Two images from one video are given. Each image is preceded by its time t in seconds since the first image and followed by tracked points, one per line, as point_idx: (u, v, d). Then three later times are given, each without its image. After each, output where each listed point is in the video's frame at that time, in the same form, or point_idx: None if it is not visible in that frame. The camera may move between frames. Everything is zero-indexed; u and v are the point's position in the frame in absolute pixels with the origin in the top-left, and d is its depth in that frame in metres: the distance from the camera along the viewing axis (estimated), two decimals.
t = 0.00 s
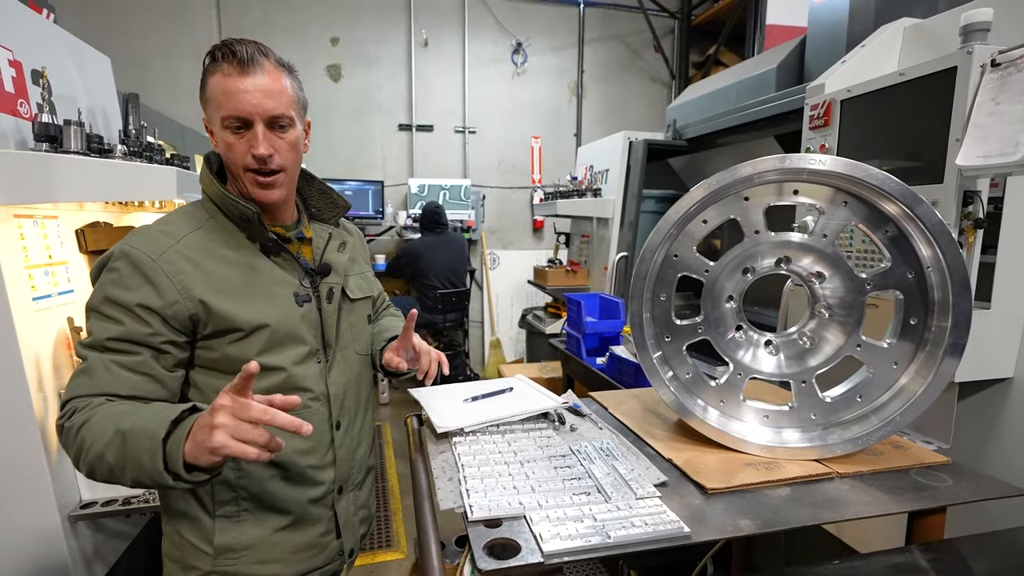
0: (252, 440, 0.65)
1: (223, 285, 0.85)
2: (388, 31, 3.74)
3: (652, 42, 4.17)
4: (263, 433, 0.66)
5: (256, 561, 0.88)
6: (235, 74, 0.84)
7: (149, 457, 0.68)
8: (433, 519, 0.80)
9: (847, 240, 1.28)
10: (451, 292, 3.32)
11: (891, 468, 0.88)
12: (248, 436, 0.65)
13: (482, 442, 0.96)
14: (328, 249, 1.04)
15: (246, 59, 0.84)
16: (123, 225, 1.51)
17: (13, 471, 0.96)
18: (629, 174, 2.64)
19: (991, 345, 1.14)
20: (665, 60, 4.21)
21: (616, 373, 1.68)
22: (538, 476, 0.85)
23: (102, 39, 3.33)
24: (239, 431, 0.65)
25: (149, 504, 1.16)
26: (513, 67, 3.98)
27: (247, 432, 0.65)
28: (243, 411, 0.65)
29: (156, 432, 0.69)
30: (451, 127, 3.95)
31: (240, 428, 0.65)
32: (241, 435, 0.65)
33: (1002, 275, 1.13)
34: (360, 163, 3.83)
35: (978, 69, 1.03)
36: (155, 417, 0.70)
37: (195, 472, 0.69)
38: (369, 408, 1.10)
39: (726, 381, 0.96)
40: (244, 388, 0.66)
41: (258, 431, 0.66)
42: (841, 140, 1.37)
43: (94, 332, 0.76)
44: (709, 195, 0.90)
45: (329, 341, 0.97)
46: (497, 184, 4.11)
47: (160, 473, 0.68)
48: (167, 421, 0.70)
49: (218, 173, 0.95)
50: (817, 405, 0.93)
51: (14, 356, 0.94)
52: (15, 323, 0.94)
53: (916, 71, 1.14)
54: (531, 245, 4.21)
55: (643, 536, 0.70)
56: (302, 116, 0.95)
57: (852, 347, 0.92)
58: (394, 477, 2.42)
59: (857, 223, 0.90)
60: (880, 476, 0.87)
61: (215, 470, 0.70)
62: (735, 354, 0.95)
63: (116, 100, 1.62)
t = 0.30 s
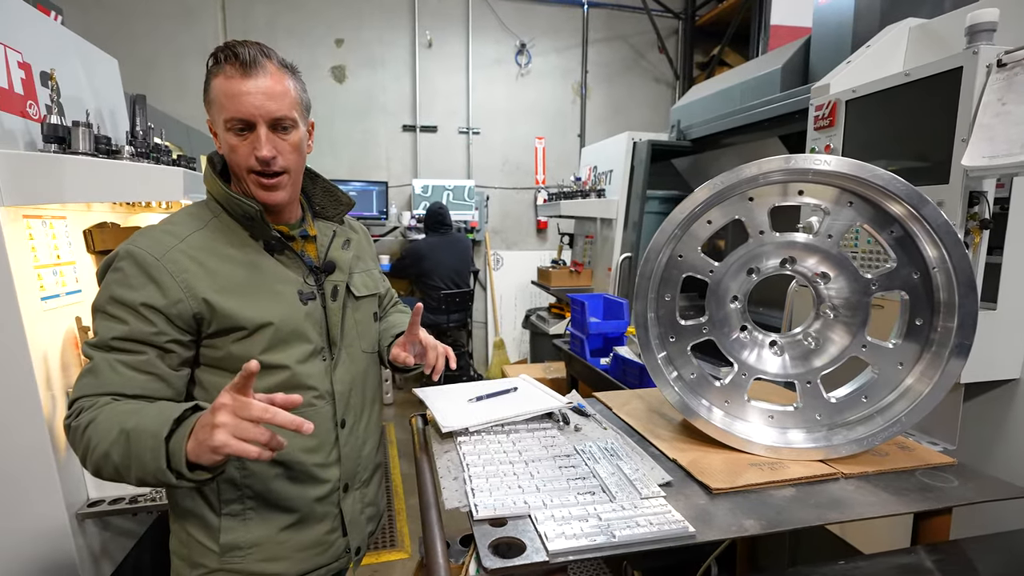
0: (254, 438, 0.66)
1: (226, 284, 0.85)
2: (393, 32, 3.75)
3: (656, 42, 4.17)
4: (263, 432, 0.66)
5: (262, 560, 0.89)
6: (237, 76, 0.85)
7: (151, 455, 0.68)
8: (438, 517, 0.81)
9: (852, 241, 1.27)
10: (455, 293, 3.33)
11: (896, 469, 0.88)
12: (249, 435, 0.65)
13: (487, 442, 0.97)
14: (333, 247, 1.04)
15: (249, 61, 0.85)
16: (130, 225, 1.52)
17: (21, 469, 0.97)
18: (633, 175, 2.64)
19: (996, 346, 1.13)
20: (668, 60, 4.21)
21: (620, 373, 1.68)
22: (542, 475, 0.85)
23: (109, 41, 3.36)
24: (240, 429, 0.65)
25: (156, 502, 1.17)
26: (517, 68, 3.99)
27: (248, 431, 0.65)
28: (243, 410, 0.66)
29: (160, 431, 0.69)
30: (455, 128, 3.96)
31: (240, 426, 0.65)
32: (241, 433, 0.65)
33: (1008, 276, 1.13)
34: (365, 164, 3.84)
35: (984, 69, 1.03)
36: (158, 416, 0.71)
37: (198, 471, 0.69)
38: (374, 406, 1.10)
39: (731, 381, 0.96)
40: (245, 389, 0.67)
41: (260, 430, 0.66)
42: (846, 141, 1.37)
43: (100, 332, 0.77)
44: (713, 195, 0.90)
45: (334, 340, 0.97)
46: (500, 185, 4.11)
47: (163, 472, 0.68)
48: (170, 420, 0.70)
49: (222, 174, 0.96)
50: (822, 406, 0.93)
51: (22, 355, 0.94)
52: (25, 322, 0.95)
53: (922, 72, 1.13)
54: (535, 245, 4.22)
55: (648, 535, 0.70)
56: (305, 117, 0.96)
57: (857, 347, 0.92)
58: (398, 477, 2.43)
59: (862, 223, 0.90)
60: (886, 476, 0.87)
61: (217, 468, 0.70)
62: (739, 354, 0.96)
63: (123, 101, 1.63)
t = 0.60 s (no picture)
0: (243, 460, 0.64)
1: (226, 287, 0.85)
2: (396, 33, 3.76)
3: (659, 43, 4.17)
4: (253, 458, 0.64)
5: (265, 560, 0.89)
6: (236, 75, 0.85)
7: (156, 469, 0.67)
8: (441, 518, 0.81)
9: (857, 240, 1.27)
10: (457, 293, 3.33)
11: (901, 470, 0.88)
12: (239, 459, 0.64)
13: (490, 442, 0.96)
14: (335, 248, 1.04)
15: (248, 60, 0.85)
16: (134, 225, 1.53)
17: (25, 468, 0.98)
18: (636, 175, 2.64)
19: (1002, 347, 1.12)
20: (672, 60, 4.20)
21: (623, 374, 1.68)
22: (545, 476, 0.85)
23: (113, 43, 3.37)
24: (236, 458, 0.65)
25: (159, 501, 1.17)
26: (520, 69, 3.99)
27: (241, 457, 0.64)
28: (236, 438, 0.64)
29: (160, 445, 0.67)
30: (458, 129, 3.96)
31: (229, 456, 0.64)
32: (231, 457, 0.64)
33: (1013, 276, 1.12)
34: (368, 165, 3.85)
35: (990, 68, 1.02)
36: (159, 430, 0.69)
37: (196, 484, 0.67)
38: (379, 408, 1.10)
39: (735, 382, 0.95)
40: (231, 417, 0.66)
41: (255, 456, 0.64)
42: (851, 141, 1.36)
43: (102, 338, 0.77)
44: (716, 195, 0.90)
45: (337, 342, 0.97)
46: (503, 185, 4.11)
47: (166, 485, 0.67)
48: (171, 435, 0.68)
49: (223, 175, 0.96)
50: (827, 407, 0.93)
51: (26, 354, 0.95)
52: (29, 322, 0.95)
53: (926, 71, 1.13)
54: (538, 246, 4.22)
55: (652, 537, 0.70)
56: (306, 116, 0.96)
57: (861, 348, 0.91)
58: (401, 477, 2.43)
59: (867, 223, 0.89)
60: (891, 478, 0.86)
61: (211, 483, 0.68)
62: (743, 355, 0.95)
63: (127, 102, 1.64)
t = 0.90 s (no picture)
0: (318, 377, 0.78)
1: (230, 286, 0.85)
2: (400, 34, 3.77)
3: (662, 43, 4.17)
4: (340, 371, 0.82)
5: (268, 560, 0.89)
6: (236, 75, 0.85)
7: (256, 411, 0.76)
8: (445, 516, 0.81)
9: (861, 241, 1.27)
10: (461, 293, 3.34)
11: (905, 472, 0.87)
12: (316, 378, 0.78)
13: (493, 442, 0.97)
14: (336, 249, 1.04)
15: (248, 60, 0.85)
16: (140, 225, 1.54)
17: (32, 466, 0.98)
18: (640, 176, 2.64)
19: (1007, 348, 1.12)
20: (675, 61, 4.20)
21: (627, 374, 1.68)
22: (548, 476, 0.85)
23: (119, 44, 3.39)
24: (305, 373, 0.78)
25: (164, 500, 1.17)
26: (523, 70, 4.00)
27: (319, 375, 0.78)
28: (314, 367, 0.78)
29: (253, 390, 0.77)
30: (462, 130, 3.96)
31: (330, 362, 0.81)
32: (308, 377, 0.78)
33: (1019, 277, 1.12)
34: (372, 166, 3.86)
35: (995, 69, 1.02)
36: (242, 384, 0.78)
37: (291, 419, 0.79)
38: (382, 410, 1.10)
39: (737, 382, 0.95)
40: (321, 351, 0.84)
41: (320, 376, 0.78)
42: (855, 141, 1.36)
43: (111, 331, 0.77)
44: (720, 196, 0.90)
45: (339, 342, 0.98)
46: (507, 186, 4.12)
47: (268, 425, 0.76)
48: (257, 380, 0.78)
49: (224, 176, 0.97)
50: (830, 408, 0.93)
51: (34, 353, 0.96)
52: (37, 321, 0.96)
53: (931, 72, 1.12)
54: (541, 246, 4.23)
55: (656, 537, 0.70)
56: (306, 116, 0.96)
57: (865, 349, 0.91)
58: (404, 477, 2.43)
59: (871, 224, 0.89)
60: (895, 479, 0.86)
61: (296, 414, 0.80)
62: (746, 355, 0.95)
63: (132, 102, 1.64)
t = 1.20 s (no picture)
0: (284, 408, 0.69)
1: (239, 285, 0.86)
2: (407, 35, 3.79)
3: (670, 43, 4.16)
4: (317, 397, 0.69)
5: (275, 559, 0.89)
6: (250, 75, 0.86)
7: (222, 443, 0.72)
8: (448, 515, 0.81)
9: (869, 241, 1.26)
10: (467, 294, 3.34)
11: (913, 472, 0.86)
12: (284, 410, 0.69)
13: (497, 441, 0.97)
14: (344, 249, 1.05)
15: (261, 60, 0.86)
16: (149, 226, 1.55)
17: (42, 463, 1.00)
18: (646, 176, 2.63)
19: (1018, 348, 1.11)
20: (682, 61, 4.19)
21: (633, 375, 1.68)
22: (552, 475, 0.85)
23: (130, 47, 3.44)
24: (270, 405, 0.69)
25: (172, 498, 1.17)
26: (530, 70, 4.00)
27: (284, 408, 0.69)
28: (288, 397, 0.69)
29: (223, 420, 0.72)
30: (468, 130, 3.97)
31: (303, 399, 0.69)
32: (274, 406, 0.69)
33: None
34: (379, 167, 3.88)
35: (1005, 66, 1.00)
36: (216, 404, 0.74)
37: (259, 454, 0.73)
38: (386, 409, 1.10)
39: (744, 382, 0.95)
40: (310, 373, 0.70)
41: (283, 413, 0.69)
42: (864, 140, 1.35)
43: (116, 331, 0.78)
44: (726, 194, 0.90)
45: (346, 342, 0.99)
46: (513, 187, 4.12)
47: (230, 456, 0.72)
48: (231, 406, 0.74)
49: (234, 175, 0.97)
50: (837, 408, 0.92)
51: (43, 351, 0.97)
52: (46, 320, 0.98)
53: (940, 69, 1.12)
54: (547, 247, 4.23)
55: (659, 536, 0.70)
56: (317, 115, 0.97)
57: (873, 349, 0.90)
58: (410, 477, 2.44)
59: (879, 223, 0.89)
60: (903, 480, 0.85)
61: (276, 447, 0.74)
62: (752, 355, 0.95)
63: (142, 104, 1.66)
